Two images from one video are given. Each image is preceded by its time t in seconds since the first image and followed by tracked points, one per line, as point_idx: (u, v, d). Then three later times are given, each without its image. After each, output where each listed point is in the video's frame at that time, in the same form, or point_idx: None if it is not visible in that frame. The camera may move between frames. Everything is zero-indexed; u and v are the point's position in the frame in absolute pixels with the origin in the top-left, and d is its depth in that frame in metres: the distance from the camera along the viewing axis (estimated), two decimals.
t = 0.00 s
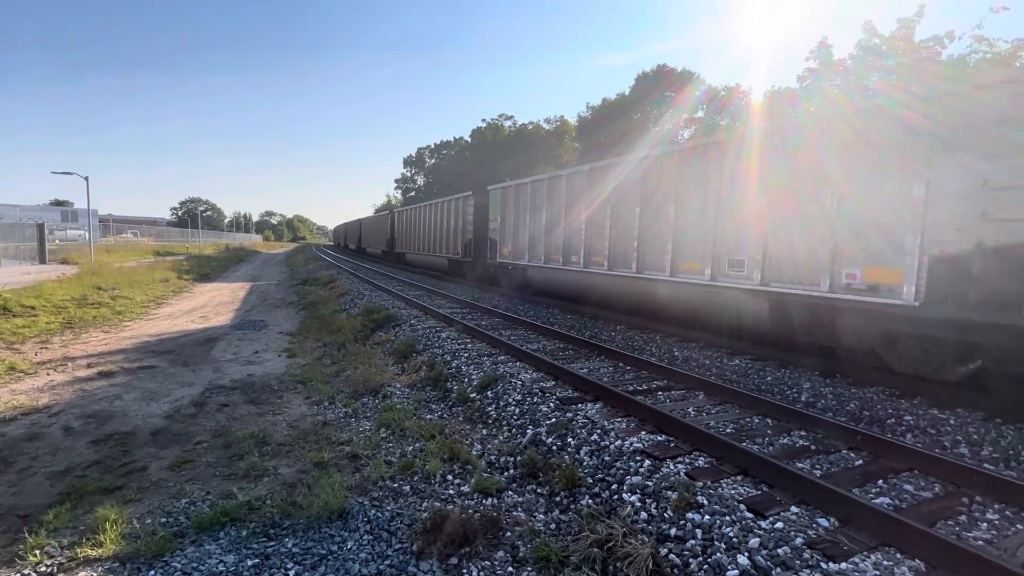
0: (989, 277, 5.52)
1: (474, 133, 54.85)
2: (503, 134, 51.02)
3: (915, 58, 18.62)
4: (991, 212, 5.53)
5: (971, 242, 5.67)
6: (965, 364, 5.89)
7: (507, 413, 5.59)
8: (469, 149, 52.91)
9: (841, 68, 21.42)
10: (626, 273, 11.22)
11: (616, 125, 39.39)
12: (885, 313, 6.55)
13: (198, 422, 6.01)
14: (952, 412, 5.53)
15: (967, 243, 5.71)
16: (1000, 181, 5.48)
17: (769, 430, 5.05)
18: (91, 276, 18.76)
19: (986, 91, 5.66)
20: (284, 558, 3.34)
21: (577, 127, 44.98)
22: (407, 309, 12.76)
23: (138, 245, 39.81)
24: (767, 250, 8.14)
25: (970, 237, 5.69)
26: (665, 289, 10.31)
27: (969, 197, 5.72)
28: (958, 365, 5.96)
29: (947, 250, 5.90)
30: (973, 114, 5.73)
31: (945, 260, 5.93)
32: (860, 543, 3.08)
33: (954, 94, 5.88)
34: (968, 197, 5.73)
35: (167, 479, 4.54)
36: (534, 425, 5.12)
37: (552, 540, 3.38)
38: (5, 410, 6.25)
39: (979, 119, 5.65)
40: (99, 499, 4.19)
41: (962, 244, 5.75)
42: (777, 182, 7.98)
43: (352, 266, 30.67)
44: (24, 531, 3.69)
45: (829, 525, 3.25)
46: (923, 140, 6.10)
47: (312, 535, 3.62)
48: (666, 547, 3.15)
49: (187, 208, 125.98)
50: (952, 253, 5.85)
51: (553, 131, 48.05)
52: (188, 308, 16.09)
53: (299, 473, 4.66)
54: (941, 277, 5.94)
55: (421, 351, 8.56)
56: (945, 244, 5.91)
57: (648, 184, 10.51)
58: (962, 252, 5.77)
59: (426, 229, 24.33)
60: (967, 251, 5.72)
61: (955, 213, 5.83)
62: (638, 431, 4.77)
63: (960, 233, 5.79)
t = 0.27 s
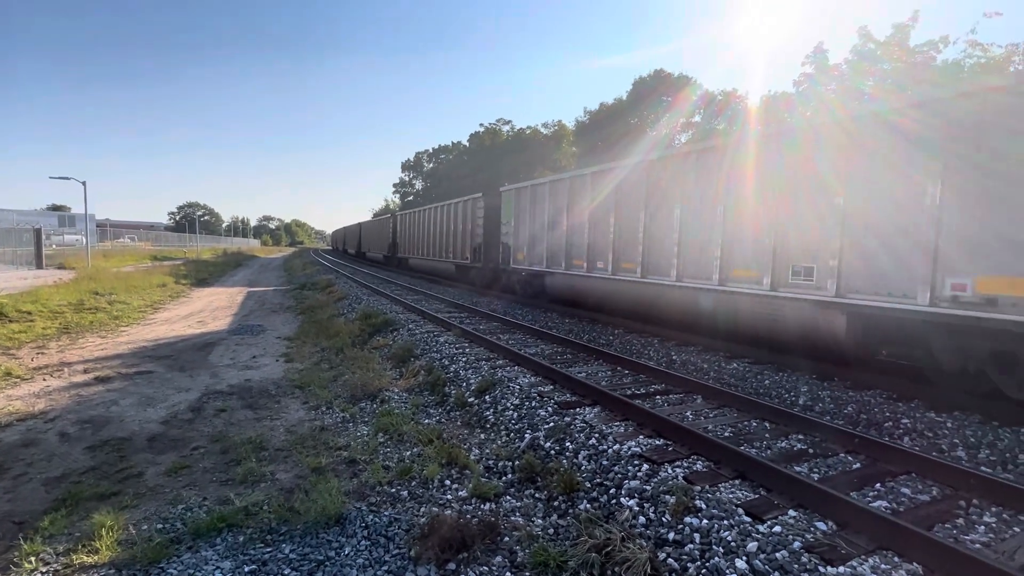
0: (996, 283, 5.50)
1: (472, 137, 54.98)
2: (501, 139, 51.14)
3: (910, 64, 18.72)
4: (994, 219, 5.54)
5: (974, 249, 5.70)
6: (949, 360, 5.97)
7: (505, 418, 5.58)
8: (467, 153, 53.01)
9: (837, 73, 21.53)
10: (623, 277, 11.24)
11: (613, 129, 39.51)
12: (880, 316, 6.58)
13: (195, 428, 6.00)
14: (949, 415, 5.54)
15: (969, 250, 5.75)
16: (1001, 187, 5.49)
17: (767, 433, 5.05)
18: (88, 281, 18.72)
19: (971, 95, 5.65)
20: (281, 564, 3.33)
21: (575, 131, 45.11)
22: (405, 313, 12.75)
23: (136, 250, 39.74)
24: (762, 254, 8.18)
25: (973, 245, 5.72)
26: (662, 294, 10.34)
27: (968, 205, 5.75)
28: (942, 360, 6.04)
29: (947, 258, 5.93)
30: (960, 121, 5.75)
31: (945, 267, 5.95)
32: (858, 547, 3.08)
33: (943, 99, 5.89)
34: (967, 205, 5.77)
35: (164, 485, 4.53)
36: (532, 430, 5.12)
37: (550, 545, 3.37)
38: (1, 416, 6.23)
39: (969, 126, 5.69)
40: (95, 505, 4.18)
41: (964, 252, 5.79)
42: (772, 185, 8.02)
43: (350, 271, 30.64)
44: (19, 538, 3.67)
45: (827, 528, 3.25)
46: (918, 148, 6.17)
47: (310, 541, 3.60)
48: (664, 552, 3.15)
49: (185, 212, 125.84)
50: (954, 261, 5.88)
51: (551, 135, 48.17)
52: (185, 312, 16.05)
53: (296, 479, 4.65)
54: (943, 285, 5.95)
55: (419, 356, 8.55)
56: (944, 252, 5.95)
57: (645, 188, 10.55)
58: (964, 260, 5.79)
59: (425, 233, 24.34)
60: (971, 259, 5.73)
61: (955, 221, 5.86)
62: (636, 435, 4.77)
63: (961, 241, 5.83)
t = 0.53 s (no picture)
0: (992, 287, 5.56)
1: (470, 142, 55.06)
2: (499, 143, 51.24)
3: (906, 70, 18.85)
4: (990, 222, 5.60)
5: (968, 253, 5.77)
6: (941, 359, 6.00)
7: (503, 422, 5.57)
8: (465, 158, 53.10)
9: (833, 78, 21.64)
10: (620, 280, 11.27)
11: (611, 134, 39.62)
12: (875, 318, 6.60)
13: (192, 433, 5.97)
14: (947, 418, 5.55)
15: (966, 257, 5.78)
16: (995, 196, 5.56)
17: (765, 437, 5.05)
18: (84, 286, 18.66)
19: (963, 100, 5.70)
20: (279, 570, 3.31)
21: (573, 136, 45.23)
22: (403, 317, 12.73)
23: (133, 255, 39.65)
24: (758, 257, 8.22)
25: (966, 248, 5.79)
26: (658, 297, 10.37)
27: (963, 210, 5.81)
28: (934, 359, 6.08)
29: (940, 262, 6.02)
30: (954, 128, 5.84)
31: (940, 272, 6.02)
32: (857, 550, 3.08)
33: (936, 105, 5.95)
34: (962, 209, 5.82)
35: (160, 491, 4.51)
36: (530, 434, 5.11)
37: (549, 550, 3.36)
38: None
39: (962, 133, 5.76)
40: (91, 511, 4.15)
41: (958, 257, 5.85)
42: (767, 188, 8.05)
43: (348, 275, 30.60)
44: (15, 544, 3.65)
45: (826, 532, 3.25)
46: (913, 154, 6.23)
47: (307, 546, 3.59)
48: (663, 556, 3.14)
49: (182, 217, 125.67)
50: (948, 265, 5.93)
51: (549, 140, 48.29)
52: (182, 317, 16.00)
53: (294, 484, 4.63)
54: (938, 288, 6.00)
55: (417, 360, 8.53)
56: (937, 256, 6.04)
57: (642, 192, 10.58)
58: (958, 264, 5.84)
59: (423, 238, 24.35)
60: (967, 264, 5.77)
61: (949, 225, 5.89)
62: (634, 439, 4.77)
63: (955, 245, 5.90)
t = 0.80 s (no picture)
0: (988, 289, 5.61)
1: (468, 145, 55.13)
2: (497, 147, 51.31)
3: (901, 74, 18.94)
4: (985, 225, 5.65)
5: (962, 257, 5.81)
6: (929, 358, 6.02)
7: (501, 426, 5.57)
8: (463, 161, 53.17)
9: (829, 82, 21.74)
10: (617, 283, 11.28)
11: (608, 137, 39.71)
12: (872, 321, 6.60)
13: (189, 437, 5.95)
14: (944, 420, 5.56)
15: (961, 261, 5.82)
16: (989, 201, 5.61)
17: (763, 440, 5.05)
18: (81, 290, 18.60)
19: (957, 105, 5.76)
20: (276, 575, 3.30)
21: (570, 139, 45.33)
22: (401, 320, 12.71)
23: (130, 258, 39.56)
24: (754, 260, 8.25)
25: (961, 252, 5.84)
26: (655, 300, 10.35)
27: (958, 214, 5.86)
28: (922, 358, 6.11)
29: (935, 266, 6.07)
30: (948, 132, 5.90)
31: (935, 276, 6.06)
32: (855, 553, 3.08)
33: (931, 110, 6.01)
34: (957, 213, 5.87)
35: (157, 496, 4.49)
36: (529, 437, 5.11)
37: (547, 554, 3.35)
38: None
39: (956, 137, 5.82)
40: (88, 516, 4.14)
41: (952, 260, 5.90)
42: (764, 191, 8.07)
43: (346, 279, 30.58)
44: (10, 550, 3.64)
45: (824, 535, 3.26)
46: (908, 158, 6.28)
47: (305, 551, 3.58)
48: (661, 559, 3.14)
49: (180, 220, 125.50)
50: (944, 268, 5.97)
51: (547, 143, 48.39)
52: (180, 321, 15.95)
53: (292, 488, 4.62)
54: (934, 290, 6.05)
55: (415, 363, 8.53)
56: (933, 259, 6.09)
57: (639, 195, 10.61)
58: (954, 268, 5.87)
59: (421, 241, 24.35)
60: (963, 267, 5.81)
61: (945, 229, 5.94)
62: (633, 442, 4.77)
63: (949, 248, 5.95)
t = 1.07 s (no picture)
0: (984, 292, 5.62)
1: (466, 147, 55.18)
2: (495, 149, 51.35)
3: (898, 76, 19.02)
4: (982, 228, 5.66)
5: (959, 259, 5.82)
6: (932, 358, 6.04)
7: (499, 428, 5.56)
8: (462, 163, 53.21)
9: (826, 84, 21.82)
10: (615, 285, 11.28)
11: (606, 139, 39.78)
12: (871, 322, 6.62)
13: (186, 441, 5.93)
14: (943, 422, 5.56)
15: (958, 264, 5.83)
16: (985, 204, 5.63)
17: (762, 441, 5.05)
18: (78, 293, 18.54)
19: (952, 108, 5.80)
20: None
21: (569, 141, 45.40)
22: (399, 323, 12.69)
23: (128, 261, 39.46)
24: (753, 261, 8.24)
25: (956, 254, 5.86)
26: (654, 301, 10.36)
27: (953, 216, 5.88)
28: (925, 358, 6.12)
29: (930, 267, 6.08)
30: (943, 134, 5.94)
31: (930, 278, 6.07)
32: (854, 554, 3.08)
33: (925, 113, 6.05)
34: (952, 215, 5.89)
35: (154, 499, 4.47)
36: (527, 440, 5.10)
37: (546, 556, 3.34)
38: None
39: (952, 140, 5.86)
40: (84, 520, 4.11)
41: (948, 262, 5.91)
42: (761, 193, 8.10)
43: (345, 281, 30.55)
44: (6, 555, 3.61)
45: (824, 536, 3.25)
46: (903, 160, 6.31)
47: (303, 555, 3.57)
48: (660, 562, 3.12)
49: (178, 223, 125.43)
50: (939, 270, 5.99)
51: (545, 145, 48.46)
52: (177, 324, 15.90)
53: (290, 492, 4.60)
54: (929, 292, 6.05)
55: (413, 366, 8.51)
56: (926, 260, 6.10)
57: (638, 196, 10.61)
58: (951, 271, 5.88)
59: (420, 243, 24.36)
60: (958, 269, 5.82)
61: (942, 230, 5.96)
62: (632, 444, 4.76)
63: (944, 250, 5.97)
